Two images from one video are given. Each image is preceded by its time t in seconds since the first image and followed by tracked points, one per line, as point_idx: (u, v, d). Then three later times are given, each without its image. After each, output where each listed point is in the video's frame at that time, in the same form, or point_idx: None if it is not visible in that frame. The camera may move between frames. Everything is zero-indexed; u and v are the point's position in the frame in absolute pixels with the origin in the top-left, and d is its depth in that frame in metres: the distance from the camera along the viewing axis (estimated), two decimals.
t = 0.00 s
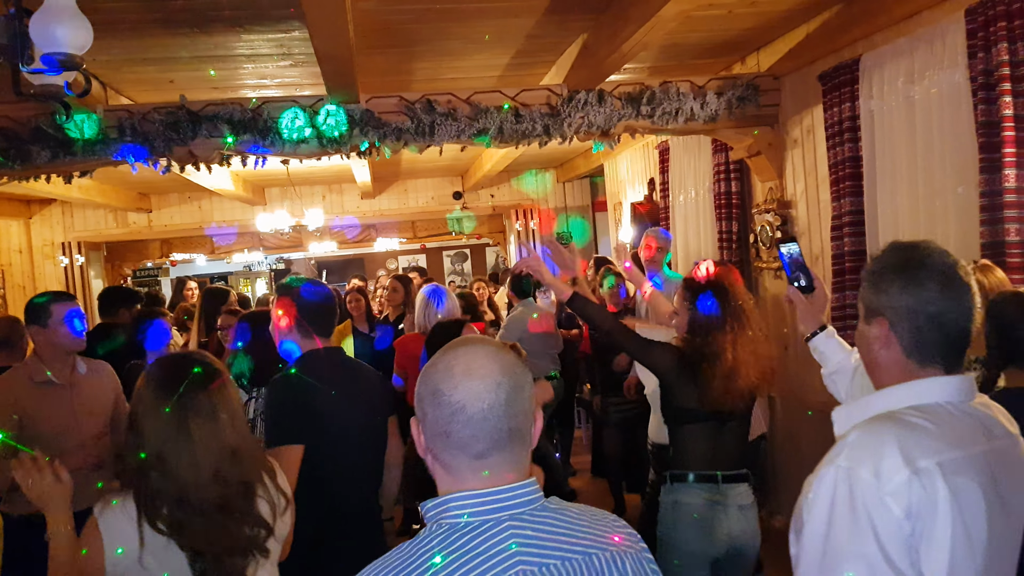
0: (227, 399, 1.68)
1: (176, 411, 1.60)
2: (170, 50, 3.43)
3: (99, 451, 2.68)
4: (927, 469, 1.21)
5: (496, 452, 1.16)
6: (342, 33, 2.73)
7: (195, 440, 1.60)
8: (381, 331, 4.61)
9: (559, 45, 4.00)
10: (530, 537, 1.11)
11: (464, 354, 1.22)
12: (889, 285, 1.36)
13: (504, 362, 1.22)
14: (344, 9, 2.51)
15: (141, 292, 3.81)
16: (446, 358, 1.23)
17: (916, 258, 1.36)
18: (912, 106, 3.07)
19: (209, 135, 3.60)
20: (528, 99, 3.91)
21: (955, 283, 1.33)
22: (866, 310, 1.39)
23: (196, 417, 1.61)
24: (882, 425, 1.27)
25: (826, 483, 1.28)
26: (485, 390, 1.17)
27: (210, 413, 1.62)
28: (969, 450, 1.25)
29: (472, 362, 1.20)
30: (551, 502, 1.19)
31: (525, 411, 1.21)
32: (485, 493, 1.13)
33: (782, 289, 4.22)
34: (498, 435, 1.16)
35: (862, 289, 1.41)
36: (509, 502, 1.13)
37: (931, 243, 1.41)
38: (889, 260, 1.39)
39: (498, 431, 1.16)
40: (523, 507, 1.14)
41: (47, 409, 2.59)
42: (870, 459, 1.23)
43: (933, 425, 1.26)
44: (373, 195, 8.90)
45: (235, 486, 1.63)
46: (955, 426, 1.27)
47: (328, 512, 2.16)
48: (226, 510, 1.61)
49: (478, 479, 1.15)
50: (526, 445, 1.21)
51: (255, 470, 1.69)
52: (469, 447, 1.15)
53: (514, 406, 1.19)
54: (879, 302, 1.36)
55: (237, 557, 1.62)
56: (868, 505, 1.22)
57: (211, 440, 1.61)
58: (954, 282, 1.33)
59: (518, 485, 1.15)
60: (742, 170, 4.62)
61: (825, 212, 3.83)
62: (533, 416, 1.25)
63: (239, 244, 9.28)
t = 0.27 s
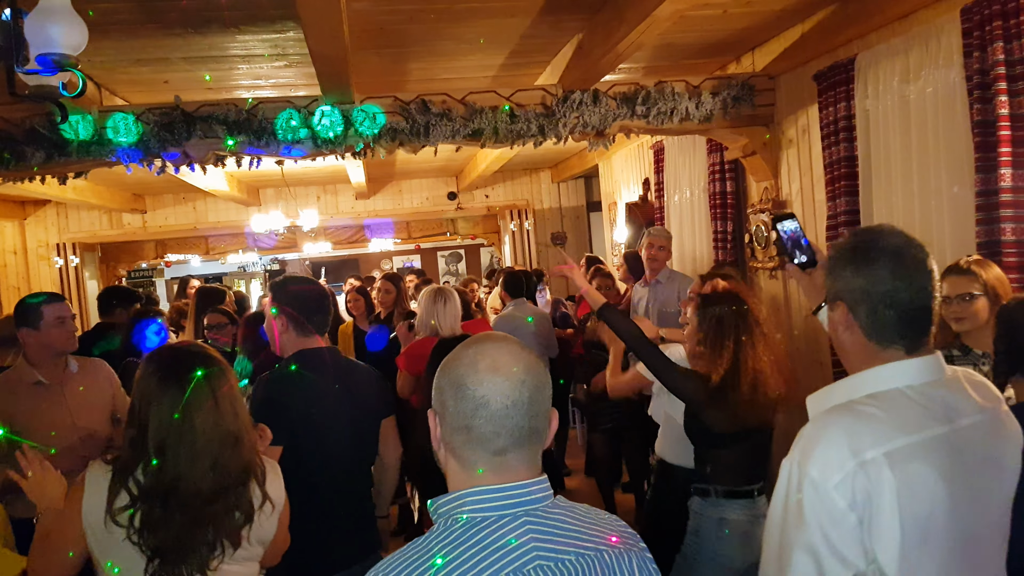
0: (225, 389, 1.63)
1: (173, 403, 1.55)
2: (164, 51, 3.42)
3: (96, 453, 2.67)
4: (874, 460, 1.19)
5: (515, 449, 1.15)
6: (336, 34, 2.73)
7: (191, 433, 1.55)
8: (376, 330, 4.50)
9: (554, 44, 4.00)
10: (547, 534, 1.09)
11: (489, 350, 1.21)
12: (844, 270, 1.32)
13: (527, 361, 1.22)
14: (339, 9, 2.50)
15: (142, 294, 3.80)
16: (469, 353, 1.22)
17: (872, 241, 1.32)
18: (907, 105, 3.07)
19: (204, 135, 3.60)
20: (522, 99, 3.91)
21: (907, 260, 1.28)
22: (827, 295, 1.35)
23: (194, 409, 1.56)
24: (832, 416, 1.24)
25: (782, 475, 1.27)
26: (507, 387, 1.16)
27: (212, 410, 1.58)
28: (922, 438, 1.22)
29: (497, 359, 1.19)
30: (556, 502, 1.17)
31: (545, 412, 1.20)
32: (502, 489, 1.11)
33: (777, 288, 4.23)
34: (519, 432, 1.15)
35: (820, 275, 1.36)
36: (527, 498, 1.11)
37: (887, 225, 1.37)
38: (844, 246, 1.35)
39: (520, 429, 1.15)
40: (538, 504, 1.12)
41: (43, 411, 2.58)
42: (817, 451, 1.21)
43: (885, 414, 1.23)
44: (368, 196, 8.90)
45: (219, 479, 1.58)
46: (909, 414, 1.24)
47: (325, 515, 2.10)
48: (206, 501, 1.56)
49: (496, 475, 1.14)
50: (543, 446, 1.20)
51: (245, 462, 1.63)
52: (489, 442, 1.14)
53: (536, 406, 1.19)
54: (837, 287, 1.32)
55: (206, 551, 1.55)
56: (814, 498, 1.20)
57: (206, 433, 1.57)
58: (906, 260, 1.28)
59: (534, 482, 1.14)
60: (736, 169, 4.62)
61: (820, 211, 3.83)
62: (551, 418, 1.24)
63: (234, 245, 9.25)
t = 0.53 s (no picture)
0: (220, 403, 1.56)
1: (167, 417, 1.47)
2: (161, 50, 3.41)
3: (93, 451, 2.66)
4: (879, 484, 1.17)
5: (517, 456, 1.12)
6: (333, 33, 2.72)
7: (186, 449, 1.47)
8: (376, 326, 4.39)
9: (550, 45, 3.99)
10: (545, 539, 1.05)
11: (493, 354, 1.18)
12: (835, 282, 1.33)
13: (529, 367, 1.19)
14: (337, 9, 2.50)
15: (136, 296, 3.77)
16: (470, 357, 1.19)
17: (863, 252, 1.33)
18: (904, 106, 3.08)
19: (201, 134, 3.60)
20: (518, 99, 3.90)
21: (891, 270, 1.29)
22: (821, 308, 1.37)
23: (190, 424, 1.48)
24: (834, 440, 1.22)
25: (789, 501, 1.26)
26: (511, 393, 1.14)
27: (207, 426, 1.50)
28: (925, 453, 1.20)
29: (502, 364, 1.17)
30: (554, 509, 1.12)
31: (546, 419, 1.18)
32: (499, 491, 1.08)
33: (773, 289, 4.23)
34: (521, 439, 1.12)
35: (815, 290, 1.38)
36: (524, 502, 1.08)
37: (878, 236, 1.37)
38: (835, 257, 1.36)
39: (522, 436, 1.13)
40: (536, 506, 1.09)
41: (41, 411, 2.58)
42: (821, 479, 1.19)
43: (886, 433, 1.21)
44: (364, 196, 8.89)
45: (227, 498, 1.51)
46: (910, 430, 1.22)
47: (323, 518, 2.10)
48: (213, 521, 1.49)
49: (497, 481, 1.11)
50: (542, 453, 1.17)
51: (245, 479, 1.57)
52: (491, 448, 1.11)
53: (538, 413, 1.16)
54: (827, 300, 1.34)
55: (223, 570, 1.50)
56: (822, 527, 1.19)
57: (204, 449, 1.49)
58: (891, 269, 1.29)
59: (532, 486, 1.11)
60: (732, 170, 4.63)
61: (817, 212, 3.84)
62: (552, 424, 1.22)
63: (230, 244, 9.23)
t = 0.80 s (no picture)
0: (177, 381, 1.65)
1: (119, 407, 1.55)
2: (161, 53, 3.42)
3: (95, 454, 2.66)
4: (922, 467, 1.20)
5: (486, 460, 1.10)
6: (334, 36, 2.73)
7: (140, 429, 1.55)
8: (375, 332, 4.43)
9: (551, 47, 4.00)
10: (498, 546, 1.03)
11: (467, 355, 1.16)
12: (857, 273, 1.33)
13: (505, 368, 1.17)
14: (337, 11, 2.50)
15: (128, 296, 3.80)
16: (444, 357, 1.17)
17: (880, 244, 1.33)
18: (904, 109, 3.08)
19: (201, 137, 3.60)
20: (519, 101, 3.91)
21: (918, 261, 1.29)
22: (841, 300, 1.36)
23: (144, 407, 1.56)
24: (871, 427, 1.25)
25: (824, 487, 1.27)
26: (483, 397, 1.11)
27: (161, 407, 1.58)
28: (960, 439, 1.24)
29: (474, 365, 1.14)
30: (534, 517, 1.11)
31: (519, 421, 1.16)
32: (456, 498, 1.06)
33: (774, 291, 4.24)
34: (489, 443, 1.10)
35: (834, 281, 1.37)
36: (481, 508, 1.06)
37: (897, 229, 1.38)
38: (852, 249, 1.36)
39: (490, 440, 1.11)
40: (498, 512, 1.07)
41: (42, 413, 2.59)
42: (864, 464, 1.22)
43: (922, 419, 1.24)
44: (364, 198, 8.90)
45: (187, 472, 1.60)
46: (944, 417, 1.25)
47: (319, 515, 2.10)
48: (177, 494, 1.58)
49: (462, 485, 1.09)
50: (514, 456, 1.15)
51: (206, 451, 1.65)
52: (460, 452, 1.09)
53: (510, 415, 1.14)
54: (851, 292, 1.33)
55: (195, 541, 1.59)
56: (866, 510, 1.21)
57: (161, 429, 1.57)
58: (917, 262, 1.29)
59: (498, 491, 1.09)
60: (733, 172, 4.63)
61: (817, 214, 3.84)
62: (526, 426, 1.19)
63: (230, 246, 9.24)
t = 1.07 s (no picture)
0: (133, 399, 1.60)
1: (67, 423, 1.52)
2: (163, 55, 3.43)
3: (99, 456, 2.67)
4: (938, 461, 1.21)
5: (430, 472, 1.12)
6: (337, 38, 2.74)
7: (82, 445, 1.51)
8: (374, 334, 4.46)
9: (553, 49, 4.00)
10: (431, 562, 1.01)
11: (413, 370, 1.19)
12: (888, 272, 1.33)
13: (450, 383, 1.19)
14: (340, 14, 2.51)
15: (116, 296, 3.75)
16: (391, 372, 1.19)
17: (911, 246, 1.34)
18: (904, 110, 3.09)
19: (203, 139, 3.60)
20: (520, 102, 3.91)
21: (950, 269, 1.31)
22: (861, 299, 1.36)
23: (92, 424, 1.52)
24: (890, 418, 1.25)
25: (837, 477, 1.26)
26: (425, 411, 1.14)
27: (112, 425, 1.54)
28: (972, 439, 1.25)
29: (419, 380, 1.17)
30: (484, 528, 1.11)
31: (465, 434, 1.18)
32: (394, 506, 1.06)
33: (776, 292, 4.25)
34: (434, 456, 1.12)
35: (857, 279, 1.38)
36: (424, 521, 1.05)
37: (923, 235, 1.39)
38: (881, 248, 1.37)
39: (435, 453, 1.12)
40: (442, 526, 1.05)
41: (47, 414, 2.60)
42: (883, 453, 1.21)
43: (938, 416, 1.25)
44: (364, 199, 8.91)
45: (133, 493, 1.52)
46: (959, 416, 1.26)
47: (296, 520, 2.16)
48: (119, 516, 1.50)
49: (405, 497, 1.10)
50: (461, 470, 1.17)
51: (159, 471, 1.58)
52: (403, 465, 1.11)
53: (455, 429, 1.16)
54: (877, 291, 1.33)
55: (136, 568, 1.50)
56: (883, 498, 1.20)
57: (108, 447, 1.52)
58: (949, 268, 1.31)
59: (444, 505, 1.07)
60: (734, 173, 4.64)
61: (818, 215, 3.84)
62: (474, 440, 1.21)
63: (231, 247, 9.25)
